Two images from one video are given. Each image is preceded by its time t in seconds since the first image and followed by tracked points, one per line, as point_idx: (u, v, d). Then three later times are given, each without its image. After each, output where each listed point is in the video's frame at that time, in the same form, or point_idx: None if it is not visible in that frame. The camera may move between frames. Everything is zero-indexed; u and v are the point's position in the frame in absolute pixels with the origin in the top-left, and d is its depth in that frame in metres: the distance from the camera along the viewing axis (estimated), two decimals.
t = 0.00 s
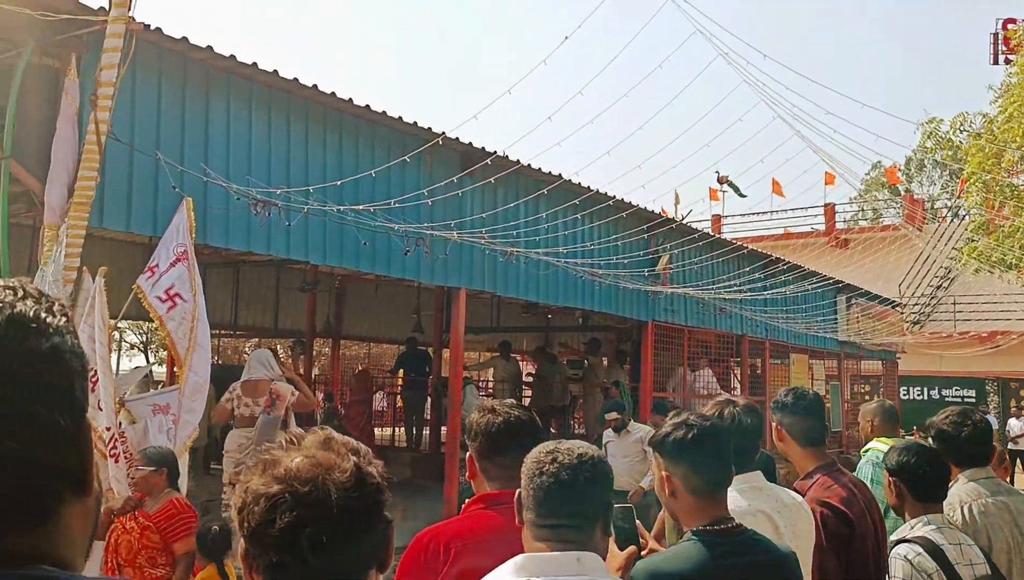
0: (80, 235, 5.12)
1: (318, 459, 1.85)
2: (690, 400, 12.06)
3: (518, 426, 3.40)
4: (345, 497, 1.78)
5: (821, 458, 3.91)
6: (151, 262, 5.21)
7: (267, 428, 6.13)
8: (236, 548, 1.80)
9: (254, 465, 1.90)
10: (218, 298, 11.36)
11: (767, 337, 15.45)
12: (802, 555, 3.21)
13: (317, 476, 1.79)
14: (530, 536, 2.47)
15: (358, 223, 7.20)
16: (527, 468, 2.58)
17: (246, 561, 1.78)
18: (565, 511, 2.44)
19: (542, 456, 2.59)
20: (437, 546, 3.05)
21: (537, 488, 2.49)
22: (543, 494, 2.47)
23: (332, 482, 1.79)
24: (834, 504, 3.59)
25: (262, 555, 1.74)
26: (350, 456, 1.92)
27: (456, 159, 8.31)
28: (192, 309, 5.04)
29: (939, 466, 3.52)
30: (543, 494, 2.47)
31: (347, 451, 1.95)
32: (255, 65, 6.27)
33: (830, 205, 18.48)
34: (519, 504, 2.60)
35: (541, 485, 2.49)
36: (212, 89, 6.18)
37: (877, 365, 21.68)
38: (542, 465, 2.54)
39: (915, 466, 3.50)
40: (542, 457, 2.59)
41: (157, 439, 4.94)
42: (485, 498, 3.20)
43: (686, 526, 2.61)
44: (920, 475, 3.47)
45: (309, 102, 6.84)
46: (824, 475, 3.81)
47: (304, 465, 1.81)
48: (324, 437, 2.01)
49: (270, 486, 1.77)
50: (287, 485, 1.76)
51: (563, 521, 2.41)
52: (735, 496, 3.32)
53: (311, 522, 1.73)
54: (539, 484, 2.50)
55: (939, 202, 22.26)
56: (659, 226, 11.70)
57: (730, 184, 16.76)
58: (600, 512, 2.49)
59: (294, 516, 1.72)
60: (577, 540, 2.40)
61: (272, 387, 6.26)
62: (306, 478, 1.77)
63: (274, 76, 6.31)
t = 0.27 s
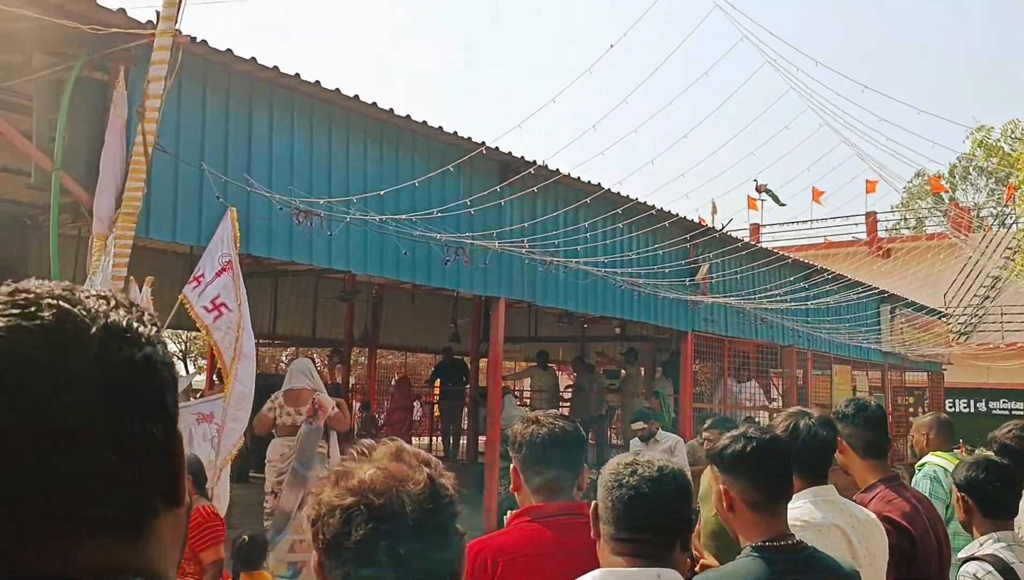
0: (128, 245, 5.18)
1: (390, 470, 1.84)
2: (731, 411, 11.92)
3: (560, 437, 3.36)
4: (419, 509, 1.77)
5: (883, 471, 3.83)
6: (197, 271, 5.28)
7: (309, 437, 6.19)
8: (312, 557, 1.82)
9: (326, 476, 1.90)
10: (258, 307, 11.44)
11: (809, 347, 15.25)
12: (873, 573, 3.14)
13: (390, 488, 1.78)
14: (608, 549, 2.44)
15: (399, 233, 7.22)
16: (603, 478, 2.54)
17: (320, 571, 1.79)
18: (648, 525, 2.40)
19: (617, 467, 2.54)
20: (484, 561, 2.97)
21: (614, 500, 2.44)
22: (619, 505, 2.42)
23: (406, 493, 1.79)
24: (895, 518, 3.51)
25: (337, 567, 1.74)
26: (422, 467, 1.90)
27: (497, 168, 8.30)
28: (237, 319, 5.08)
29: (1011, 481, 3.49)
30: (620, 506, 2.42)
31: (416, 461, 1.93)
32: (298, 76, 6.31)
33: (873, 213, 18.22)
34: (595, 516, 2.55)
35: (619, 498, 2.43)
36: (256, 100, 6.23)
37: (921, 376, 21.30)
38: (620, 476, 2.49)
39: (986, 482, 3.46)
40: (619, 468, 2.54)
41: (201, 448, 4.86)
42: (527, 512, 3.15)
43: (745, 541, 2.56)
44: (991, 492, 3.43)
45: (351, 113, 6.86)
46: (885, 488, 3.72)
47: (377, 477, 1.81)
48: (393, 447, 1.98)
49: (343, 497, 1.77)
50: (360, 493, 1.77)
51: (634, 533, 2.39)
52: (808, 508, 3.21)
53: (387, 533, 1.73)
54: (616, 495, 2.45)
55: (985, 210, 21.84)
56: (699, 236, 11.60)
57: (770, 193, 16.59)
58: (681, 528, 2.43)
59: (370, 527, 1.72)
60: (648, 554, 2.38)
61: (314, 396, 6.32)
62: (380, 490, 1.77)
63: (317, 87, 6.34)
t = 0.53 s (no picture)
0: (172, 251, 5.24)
1: (470, 476, 1.79)
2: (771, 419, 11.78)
3: (613, 443, 3.30)
4: (505, 517, 1.70)
5: (948, 482, 3.77)
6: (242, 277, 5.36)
7: (348, 445, 6.22)
8: (392, 563, 1.79)
9: (406, 480, 1.85)
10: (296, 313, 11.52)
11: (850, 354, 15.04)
12: None
13: (472, 494, 1.73)
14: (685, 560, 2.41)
15: (438, 238, 7.23)
16: (678, 485, 2.54)
17: None
18: (727, 534, 2.36)
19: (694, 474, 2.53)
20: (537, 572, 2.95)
21: (687, 506, 2.43)
22: (692, 511, 2.41)
23: (488, 500, 1.72)
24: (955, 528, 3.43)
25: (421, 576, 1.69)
26: (503, 472, 1.86)
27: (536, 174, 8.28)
28: (282, 324, 5.10)
29: None
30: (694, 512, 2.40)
31: (496, 467, 1.88)
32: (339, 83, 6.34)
33: (914, 218, 17.94)
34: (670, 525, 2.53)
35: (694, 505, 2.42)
36: (298, 106, 6.27)
37: (965, 384, 20.92)
38: (694, 483, 2.47)
39: None
40: (696, 476, 2.52)
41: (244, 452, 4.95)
42: (575, 521, 3.10)
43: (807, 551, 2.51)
44: None
45: (391, 118, 6.89)
46: (948, 498, 3.62)
47: (457, 484, 1.76)
48: (474, 453, 1.92)
49: (423, 503, 1.73)
50: (441, 502, 1.71)
51: (716, 543, 2.35)
52: (884, 517, 3.13)
53: (471, 541, 1.67)
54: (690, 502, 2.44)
55: None
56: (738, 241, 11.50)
57: (808, 198, 16.41)
58: (759, 538, 2.39)
59: (453, 536, 1.67)
60: (730, 564, 2.34)
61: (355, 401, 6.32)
62: (463, 496, 1.72)
63: (357, 93, 6.37)
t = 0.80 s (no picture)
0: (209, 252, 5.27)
1: (556, 481, 1.52)
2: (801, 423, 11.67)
3: (649, 446, 3.33)
4: (595, 526, 1.44)
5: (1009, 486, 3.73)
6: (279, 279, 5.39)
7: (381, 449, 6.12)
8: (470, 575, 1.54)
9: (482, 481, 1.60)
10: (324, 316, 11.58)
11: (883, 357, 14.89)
12: None
13: (559, 499, 1.47)
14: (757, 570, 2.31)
15: (470, 242, 7.23)
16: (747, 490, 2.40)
17: None
18: (799, 543, 2.26)
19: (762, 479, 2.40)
20: None
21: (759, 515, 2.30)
22: (765, 520, 2.29)
23: (577, 507, 1.46)
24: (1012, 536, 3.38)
25: None
26: (590, 480, 1.56)
27: (567, 177, 8.25)
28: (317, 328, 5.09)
29: None
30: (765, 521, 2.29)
31: (580, 474, 1.57)
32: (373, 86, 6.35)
33: (947, 221, 17.72)
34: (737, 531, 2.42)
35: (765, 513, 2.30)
36: (331, 111, 6.28)
37: (999, 388, 20.60)
38: (765, 491, 2.34)
39: None
40: (765, 482, 2.39)
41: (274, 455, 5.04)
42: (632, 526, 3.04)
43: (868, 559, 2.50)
44: None
45: (424, 121, 6.88)
46: (1006, 505, 3.58)
47: (541, 488, 1.49)
48: (555, 457, 1.64)
49: (506, 508, 1.47)
50: (529, 508, 1.46)
51: (784, 552, 2.26)
52: (952, 524, 3.07)
53: (560, 550, 1.42)
54: (762, 510, 2.31)
55: None
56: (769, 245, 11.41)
57: (838, 201, 16.27)
58: (832, 543, 2.28)
59: (543, 543, 1.42)
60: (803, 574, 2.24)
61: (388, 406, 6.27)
62: (550, 501, 1.46)
63: (391, 96, 6.38)
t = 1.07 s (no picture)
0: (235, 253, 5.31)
1: (632, 477, 1.60)
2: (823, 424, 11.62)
3: (692, 447, 3.24)
4: (670, 520, 1.53)
5: None
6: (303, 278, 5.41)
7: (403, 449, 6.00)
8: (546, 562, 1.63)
9: (560, 475, 1.68)
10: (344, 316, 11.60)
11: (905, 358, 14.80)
12: None
13: (639, 496, 1.55)
14: (817, 567, 2.35)
15: (492, 242, 7.23)
16: (801, 487, 2.50)
17: None
18: (859, 539, 2.30)
19: (817, 479, 2.48)
20: None
21: (815, 513, 2.37)
22: (821, 518, 2.35)
23: (655, 502, 1.55)
24: None
25: None
26: (663, 475, 1.66)
27: (588, 176, 8.20)
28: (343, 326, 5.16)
29: None
30: (822, 519, 2.35)
31: (655, 470, 1.68)
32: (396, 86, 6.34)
33: (969, 221, 17.57)
34: (792, 527, 2.50)
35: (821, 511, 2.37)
36: (354, 111, 6.28)
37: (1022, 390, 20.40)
38: (821, 491, 2.40)
39: None
40: (822, 481, 2.46)
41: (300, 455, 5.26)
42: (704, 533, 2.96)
43: (917, 556, 2.63)
44: None
45: (446, 121, 6.87)
46: None
47: (618, 482, 1.58)
48: (630, 454, 1.74)
49: (588, 503, 1.56)
50: (608, 502, 1.54)
51: (846, 549, 2.30)
52: (1006, 520, 3.15)
53: (641, 544, 1.50)
54: (817, 508, 2.38)
55: None
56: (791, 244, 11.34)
57: (858, 201, 16.16)
58: (891, 539, 2.32)
59: (621, 537, 1.50)
60: (862, 571, 2.29)
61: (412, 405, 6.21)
62: (630, 497, 1.54)
63: (414, 96, 6.36)
